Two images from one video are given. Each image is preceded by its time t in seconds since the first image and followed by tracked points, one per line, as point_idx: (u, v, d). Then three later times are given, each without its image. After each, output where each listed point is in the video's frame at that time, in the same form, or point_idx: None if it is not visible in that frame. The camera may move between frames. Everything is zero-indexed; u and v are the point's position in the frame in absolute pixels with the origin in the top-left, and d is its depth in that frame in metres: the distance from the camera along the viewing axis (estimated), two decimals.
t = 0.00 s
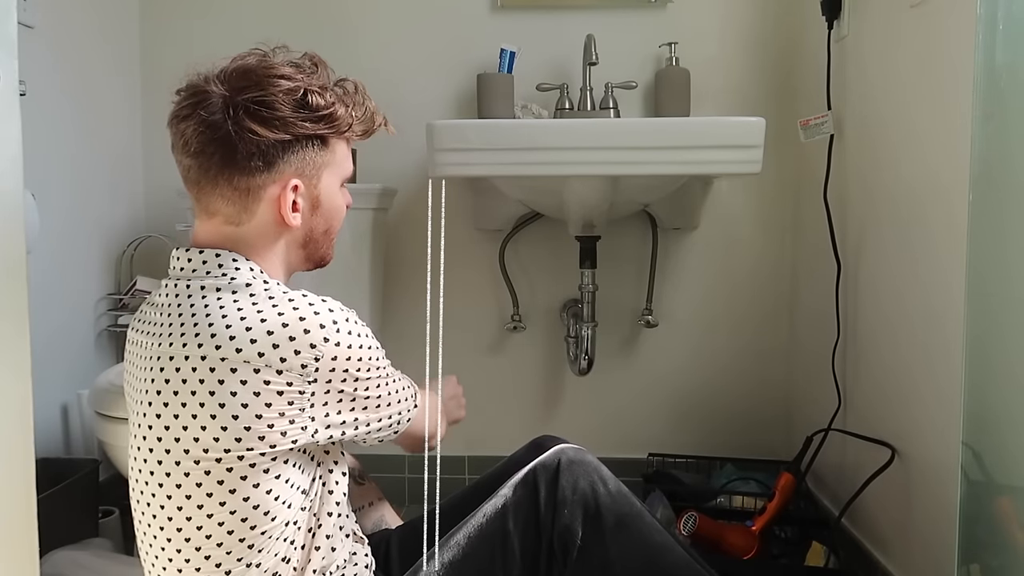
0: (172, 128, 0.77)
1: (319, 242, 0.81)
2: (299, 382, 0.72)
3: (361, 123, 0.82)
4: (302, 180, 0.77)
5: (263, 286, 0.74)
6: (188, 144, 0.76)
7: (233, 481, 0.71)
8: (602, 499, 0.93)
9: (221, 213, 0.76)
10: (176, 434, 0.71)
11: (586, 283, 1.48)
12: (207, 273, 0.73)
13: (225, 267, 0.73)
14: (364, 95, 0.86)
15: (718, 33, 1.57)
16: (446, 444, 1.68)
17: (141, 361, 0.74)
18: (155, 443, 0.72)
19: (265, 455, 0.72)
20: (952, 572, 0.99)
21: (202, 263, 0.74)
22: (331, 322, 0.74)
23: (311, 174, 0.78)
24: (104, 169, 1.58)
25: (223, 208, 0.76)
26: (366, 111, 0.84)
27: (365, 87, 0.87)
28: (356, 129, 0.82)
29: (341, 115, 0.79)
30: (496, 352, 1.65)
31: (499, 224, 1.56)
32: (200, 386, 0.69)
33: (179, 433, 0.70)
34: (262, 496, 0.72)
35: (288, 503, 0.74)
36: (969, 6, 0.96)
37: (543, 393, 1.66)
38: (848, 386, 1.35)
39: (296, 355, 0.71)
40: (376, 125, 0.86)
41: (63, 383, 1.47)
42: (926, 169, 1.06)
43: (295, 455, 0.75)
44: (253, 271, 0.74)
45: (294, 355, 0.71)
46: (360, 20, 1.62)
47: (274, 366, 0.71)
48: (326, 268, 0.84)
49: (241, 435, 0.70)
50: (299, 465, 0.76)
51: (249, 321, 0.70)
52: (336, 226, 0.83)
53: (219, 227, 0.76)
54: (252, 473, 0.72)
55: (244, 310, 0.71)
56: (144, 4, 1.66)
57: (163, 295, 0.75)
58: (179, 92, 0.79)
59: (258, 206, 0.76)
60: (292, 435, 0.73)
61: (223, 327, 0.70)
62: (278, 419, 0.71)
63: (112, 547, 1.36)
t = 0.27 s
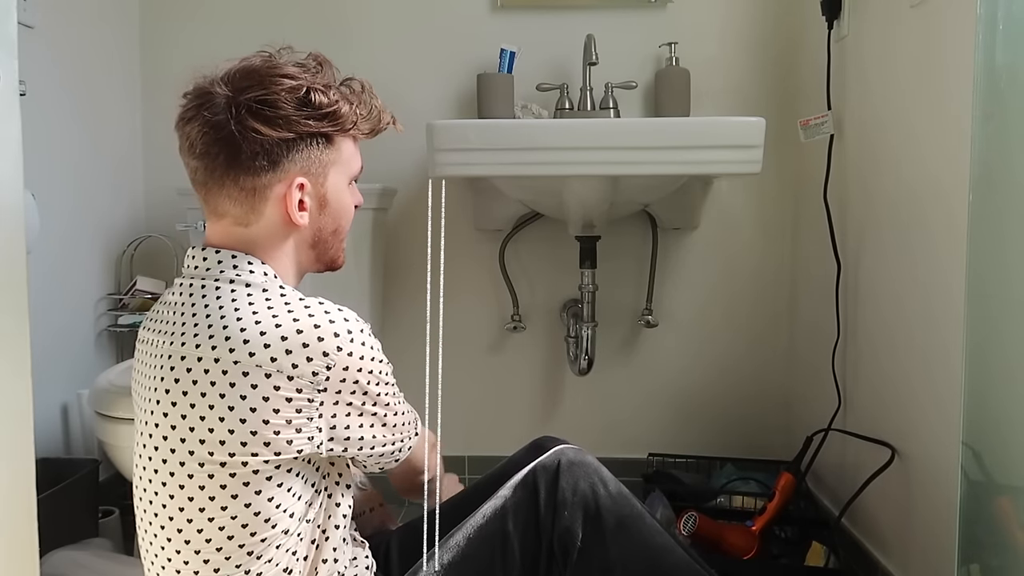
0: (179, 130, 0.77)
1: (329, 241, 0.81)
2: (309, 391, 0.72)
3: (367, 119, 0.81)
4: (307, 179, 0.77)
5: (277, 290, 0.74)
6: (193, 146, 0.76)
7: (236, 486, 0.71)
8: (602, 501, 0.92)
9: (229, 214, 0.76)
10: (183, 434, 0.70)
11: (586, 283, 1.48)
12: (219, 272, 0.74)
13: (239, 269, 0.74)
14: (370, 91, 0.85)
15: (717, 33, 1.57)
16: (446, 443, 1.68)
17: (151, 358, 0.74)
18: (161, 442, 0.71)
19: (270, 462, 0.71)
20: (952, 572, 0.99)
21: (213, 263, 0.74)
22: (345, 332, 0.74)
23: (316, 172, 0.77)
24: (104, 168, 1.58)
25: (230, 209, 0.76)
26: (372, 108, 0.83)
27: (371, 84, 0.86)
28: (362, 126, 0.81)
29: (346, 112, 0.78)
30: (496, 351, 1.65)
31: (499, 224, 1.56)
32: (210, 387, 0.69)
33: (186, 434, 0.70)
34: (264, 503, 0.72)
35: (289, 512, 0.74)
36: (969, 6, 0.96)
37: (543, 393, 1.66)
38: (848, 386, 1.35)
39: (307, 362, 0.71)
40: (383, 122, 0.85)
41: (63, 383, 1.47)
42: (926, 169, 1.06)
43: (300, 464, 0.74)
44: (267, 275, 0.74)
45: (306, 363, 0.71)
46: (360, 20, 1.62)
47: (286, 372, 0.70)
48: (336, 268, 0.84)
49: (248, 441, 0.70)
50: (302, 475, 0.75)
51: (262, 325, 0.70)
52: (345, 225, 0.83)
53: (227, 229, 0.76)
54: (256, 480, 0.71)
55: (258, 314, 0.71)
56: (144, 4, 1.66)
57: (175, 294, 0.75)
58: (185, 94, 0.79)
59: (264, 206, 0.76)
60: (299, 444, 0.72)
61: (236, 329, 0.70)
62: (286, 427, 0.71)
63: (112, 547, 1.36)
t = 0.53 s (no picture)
0: (189, 127, 0.78)
1: (337, 239, 0.80)
2: (297, 403, 0.70)
3: (374, 114, 0.81)
4: (314, 174, 0.76)
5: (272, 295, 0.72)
6: (200, 142, 0.76)
7: (226, 495, 0.70)
8: (602, 503, 0.92)
9: (235, 211, 0.76)
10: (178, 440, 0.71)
11: (586, 283, 1.48)
12: (225, 274, 0.74)
13: (242, 272, 0.74)
14: (379, 87, 0.84)
15: (717, 33, 1.57)
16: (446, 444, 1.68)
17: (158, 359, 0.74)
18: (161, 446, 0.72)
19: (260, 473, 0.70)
20: (952, 572, 0.99)
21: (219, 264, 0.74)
22: (334, 343, 0.71)
23: (323, 168, 0.77)
24: (105, 167, 1.58)
25: (237, 206, 0.76)
26: (382, 104, 0.82)
27: (382, 81, 0.85)
28: (370, 120, 0.80)
29: (353, 107, 0.77)
30: (496, 351, 1.65)
31: (499, 224, 1.56)
32: (202, 394, 0.69)
33: (181, 439, 0.70)
34: (254, 513, 0.71)
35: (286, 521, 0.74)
36: (969, 6, 0.96)
37: (543, 393, 1.66)
38: (848, 386, 1.35)
39: (292, 374, 0.69)
40: (394, 119, 0.84)
41: (63, 383, 1.47)
42: (926, 169, 1.06)
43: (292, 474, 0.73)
44: (268, 276, 0.74)
45: (291, 375, 0.69)
46: (361, 21, 1.62)
47: (272, 384, 0.69)
48: (347, 266, 0.83)
49: (237, 450, 0.69)
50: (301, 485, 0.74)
51: (250, 334, 0.69)
52: (356, 223, 0.82)
53: (235, 225, 0.76)
54: (246, 490, 0.71)
55: (248, 322, 0.70)
56: (144, 5, 1.66)
57: (184, 293, 0.76)
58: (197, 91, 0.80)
59: (270, 201, 0.75)
60: (288, 456, 0.71)
61: (227, 336, 0.69)
62: (273, 439, 0.70)
63: (112, 547, 1.36)
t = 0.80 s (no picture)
0: (221, 128, 0.77)
1: (366, 238, 0.78)
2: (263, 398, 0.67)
3: (404, 112, 0.79)
4: (342, 172, 0.74)
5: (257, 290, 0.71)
6: (231, 142, 0.75)
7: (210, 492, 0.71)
8: (601, 502, 0.92)
9: (264, 209, 0.75)
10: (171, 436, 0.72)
11: (586, 282, 1.48)
12: (233, 270, 0.74)
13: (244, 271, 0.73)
14: (410, 86, 0.82)
15: (717, 33, 1.57)
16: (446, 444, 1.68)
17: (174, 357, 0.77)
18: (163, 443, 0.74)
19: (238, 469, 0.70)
20: (951, 572, 0.99)
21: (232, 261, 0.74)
22: (307, 340, 0.68)
23: (351, 166, 0.75)
24: (105, 167, 1.58)
25: (266, 204, 0.75)
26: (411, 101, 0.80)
27: (412, 80, 0.83)
28: (400, 118, 0.78)
29: (382, 104, 0.75)
30: (496, 352, 1.65)
31: (499, 224, 1.56)
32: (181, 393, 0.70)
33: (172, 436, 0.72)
34: (238, 509, 0.71)
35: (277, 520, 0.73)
36: (969, 6, 0.96)
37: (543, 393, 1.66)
38: (848, 386, 1.35)
39: (252, 369, 0.66)
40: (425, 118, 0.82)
41: (64, 383, 1.47)
42: (926, 169, 1.07)
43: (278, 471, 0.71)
44: (268, 272, 0.74)
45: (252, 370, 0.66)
46: (361, 21, 1.62)
47: (236, 381, 0.67)
48: (376, 265, 0.82)
49: (214, 446, 0.69)
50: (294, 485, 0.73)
51: (219, 331, 0.68)
52: (385, 223, 0.80)
53: (262, 224, 0.76)
54: (229, 485, 0.70)
55: (220, 318, 0.69)
56: (144, 5, 1.66)
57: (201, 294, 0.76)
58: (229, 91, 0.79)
59: (298, 200, 0.74)
60: (266, 451, 0.69)
61: (206, 332, 0.69)
62: (247, 434, 0.68)
63: (112, 547, 1.36)
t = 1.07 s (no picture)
0: (277, 125, 0.78)
1: (423, 230, 0.79)
2: (250, 393, 0.67)
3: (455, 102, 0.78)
4: (399, 164, 0.75)
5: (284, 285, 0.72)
6: (289, 138, 0.76)
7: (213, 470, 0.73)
8: (603, 512, 0.92)
9: (322, 204, 0.76)
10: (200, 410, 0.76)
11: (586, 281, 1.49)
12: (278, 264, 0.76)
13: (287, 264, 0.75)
14: (458, 77, 0.82)
15: (717, 32, 1.57)
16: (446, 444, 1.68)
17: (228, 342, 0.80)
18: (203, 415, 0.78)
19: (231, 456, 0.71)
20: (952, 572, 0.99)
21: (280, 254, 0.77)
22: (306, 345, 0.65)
23: (408, 157, 0.75)
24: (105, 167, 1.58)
25: (324, 198, 0.76)
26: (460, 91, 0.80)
27: (460, 70, 0.83)
28: (452, 108, 0.78)
29: (437, 94, 0.75)
30: (496, 351, 1.65)
31: (499, 224, 1.56)
32: (200, 375, 0.72)
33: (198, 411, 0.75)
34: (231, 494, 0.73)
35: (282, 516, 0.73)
36: (969, 5, 0.96)
37: (543, 393, 1.66)
38: (848, 386, 1.35)
39: (241, 361, 0.66)
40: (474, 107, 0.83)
41: (64, 383, 1.47)
42: (926, 168, 1.07)
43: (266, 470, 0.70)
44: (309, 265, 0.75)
45: (242, 362, 0.66)
46: (361, 21, 1.62)
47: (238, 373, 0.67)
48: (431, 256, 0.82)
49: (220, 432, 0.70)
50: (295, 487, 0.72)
51: (237, 317, 0.69)
52: (439, 214, 0.80)
53: (321, 218, 0.77)
54: (224, 470, 0.72)
55: (244, 305, 0.70)
56: (144, 5, 1.66)
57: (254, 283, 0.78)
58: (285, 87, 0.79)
59: (357, 193, 0.74)
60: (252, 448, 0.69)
61: (227, 321, 0.69)
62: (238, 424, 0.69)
63: (112, 547, 1.37)
